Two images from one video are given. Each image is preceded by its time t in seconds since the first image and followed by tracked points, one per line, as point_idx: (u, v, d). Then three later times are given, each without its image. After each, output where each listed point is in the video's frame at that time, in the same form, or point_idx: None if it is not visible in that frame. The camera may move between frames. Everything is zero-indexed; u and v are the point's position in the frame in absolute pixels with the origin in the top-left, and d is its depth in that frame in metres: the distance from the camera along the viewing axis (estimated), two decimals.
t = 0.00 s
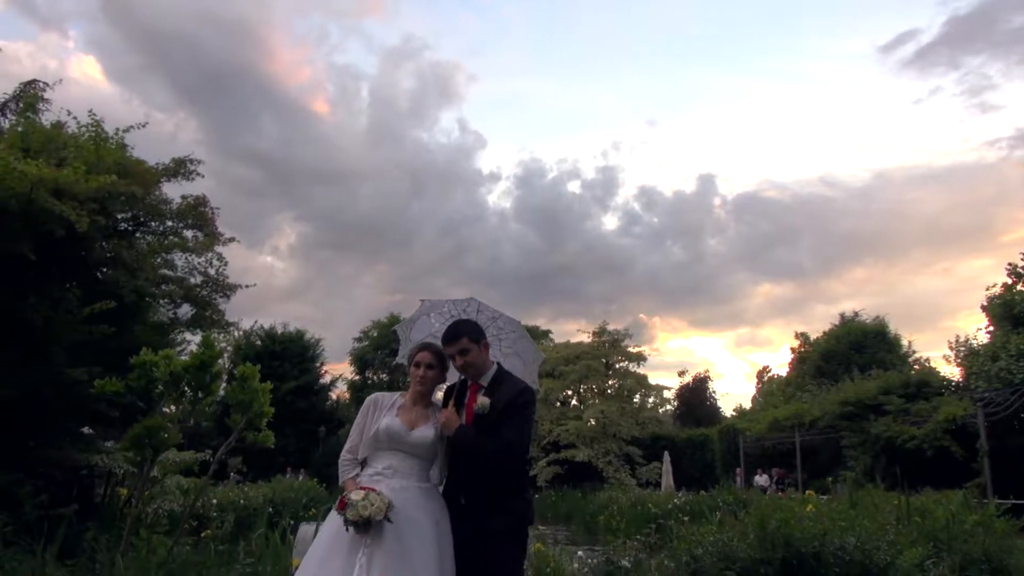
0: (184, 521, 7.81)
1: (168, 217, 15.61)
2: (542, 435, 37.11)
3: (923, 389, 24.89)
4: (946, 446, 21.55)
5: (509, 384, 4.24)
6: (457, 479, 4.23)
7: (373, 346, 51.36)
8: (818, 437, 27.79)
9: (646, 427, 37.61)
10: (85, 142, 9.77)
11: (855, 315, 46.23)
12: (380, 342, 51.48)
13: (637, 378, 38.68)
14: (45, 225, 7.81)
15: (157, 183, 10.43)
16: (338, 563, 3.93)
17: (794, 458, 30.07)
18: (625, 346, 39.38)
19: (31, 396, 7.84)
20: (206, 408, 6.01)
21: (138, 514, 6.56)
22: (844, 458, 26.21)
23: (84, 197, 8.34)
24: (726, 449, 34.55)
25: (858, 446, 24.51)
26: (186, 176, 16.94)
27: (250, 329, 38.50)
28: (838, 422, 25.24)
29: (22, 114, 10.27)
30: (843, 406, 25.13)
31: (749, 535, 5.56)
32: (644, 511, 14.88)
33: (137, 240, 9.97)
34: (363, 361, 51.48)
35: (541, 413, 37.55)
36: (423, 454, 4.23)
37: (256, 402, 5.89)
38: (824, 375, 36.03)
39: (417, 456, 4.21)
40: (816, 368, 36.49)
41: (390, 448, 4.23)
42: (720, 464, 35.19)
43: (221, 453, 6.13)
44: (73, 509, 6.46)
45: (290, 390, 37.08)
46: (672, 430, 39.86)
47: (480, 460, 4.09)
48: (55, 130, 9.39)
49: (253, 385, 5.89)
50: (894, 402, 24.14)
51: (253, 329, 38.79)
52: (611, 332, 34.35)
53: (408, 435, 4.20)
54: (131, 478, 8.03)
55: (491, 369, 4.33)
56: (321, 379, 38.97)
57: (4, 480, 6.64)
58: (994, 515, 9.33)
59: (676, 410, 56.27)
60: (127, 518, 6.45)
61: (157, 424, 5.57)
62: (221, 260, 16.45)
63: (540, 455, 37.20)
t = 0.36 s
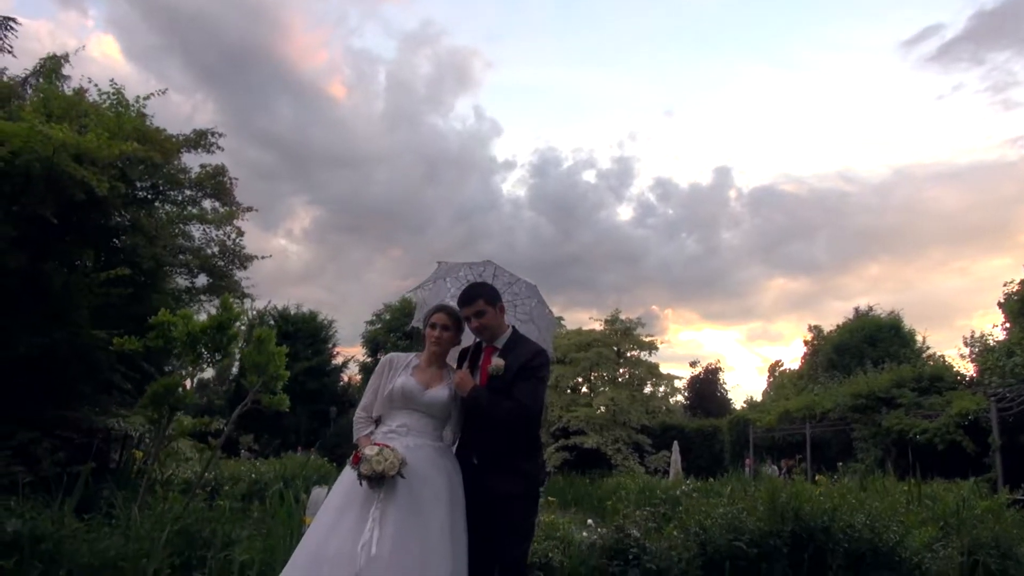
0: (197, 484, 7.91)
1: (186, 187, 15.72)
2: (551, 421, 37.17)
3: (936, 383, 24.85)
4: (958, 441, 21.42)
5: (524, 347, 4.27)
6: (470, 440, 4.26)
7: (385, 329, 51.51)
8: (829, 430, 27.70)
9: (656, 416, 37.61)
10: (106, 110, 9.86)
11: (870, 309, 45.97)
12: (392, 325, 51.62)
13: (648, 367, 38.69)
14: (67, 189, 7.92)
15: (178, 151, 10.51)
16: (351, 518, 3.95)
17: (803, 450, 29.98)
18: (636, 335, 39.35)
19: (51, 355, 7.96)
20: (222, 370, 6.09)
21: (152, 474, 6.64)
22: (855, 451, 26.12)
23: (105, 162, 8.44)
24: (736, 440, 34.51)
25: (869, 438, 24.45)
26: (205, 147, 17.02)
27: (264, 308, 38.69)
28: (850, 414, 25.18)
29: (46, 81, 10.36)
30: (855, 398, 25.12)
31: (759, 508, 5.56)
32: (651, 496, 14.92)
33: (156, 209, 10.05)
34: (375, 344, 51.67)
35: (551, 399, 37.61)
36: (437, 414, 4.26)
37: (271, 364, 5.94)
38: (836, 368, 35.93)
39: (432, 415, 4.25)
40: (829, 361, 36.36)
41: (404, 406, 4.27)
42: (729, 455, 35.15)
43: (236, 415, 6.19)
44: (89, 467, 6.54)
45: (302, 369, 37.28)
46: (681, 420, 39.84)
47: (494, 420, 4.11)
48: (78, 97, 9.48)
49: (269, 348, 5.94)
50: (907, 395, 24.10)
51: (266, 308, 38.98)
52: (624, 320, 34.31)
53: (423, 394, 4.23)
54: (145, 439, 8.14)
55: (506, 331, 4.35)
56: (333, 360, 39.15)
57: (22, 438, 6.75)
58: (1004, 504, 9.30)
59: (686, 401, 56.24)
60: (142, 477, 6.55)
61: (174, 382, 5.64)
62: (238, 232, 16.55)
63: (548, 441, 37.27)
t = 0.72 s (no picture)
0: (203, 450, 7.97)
1: (197, 157, 15.74)
2: (555, 406, 37.24)
3: (941, 374, 24.83)
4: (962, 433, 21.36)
5: (530, 312, 4.29)
6: (475, 403, 4.29)
7: (392, 311, 51.59)
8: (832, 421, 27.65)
9: (660, 403, 37.64)
10: (118, 79, 9.87)
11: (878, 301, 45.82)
12: (398, 308, 51.70)
13: (653, 354, 38.70)
14: (79, 156, 7.95)
15: (188, 121, 10.51)
16: (357, 476, 3.99)
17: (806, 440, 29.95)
18: (642, 321, 39.32)
19: (61, 321, 8.00)
20: (231, 335, 6.13)
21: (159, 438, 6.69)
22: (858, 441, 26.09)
23: (115, 129, 8.49)
24: (739, 428, 34.53)
25: (872, 428, 24.41)
26: (217, 118, 17.01)
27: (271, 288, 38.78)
28: (854, 404, 25.11)
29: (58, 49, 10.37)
30: (860, 388, 25.02)
31: (761, 482, 5.59)
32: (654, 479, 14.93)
33: (166, 179, 10.09)
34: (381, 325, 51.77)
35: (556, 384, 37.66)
36: (443, 377, 4.28)
37: (279, 329, 5.98)
38: (842, 358, 35.90)
39: (438, 378, 4.27)
40: (835, 352, 36.30)
41: (410, 368, 4.29)
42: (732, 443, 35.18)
43: (243, 380, 6.23)
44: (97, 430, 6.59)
45: (309, 349, 37.42)
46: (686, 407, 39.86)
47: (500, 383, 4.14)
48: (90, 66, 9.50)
49: (277, 313, 5.98)
50: (912, 385, 24.06)
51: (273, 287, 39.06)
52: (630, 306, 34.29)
53: (429, 357, 4.26)
54: (152, 405, 8.20)
55: (513, 297, 4.37)
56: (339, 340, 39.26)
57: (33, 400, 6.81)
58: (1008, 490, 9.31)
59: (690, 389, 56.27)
60: (150, 441, 6.60)
61: (183, 344, 5.68)
62: (249, 203, 16.58)
63: (552, 425, 37.35)
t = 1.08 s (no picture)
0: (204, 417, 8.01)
1: (200, 126, 15.71)
2: (553, 388, 37.40)
3: (939, 361, 24.95)
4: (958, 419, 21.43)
5: (531, 277, 4.31)
6: (476, 366, 4.30)
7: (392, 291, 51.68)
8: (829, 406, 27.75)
9: (658, 387, 37.76)
10: (122, 45, 9.84)
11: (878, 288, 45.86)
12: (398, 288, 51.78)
13: (652, 337, 38.79)
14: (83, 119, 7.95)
15: (192, 89, 10.49)
16: (358, 437, 4.03)
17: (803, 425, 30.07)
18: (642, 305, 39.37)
19: (65, 284, 8.04)
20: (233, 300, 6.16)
21: (160, 403, 6.73)
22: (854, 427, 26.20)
23: (118, 92, 8.48)
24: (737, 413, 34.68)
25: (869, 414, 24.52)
26: (220, 87, 16.96)
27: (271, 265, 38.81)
28: (851, 390, 25.20)
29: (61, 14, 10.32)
30: (858, 374, 25.12)
31: (757, 454, 5.63)
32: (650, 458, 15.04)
33: (167, 146, 10.08)
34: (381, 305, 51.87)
35: (555, 366, 37.78)
36: (444, 340, 4.31)
37: (282, 295, 6.01)
38: (840, 345, 35.98)
39: (439, 341, 4.30)
40: (833, 338, 36.39)
41: (412, 331, 4.31)
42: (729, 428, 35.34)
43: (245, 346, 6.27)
44: (99, 394, 6.62)
45: (308, 327, 37.52)
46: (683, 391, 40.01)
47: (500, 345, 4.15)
48: (93, 31, 9.46)
49: (280, 279, 6.01)
50: (909, 372, 24.18)
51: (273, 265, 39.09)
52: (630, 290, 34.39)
53: (430, 320, 4.27)
54: (154, 371, 8.24)
55: (514, 262, 4.38)
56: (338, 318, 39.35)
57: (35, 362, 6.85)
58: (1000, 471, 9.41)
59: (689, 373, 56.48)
60: (151, 406, 6.63)
61: (186, 306, 5.72)
62: (251, 175, 16.57)
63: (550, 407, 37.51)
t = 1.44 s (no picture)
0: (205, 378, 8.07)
1: (201, 90, 15.64)
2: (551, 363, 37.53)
3: (936, 341, 25.03)
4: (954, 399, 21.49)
5: (534, 235, 4.33)
6: (478, 322, 4.34)
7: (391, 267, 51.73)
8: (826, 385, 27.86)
9: (656, 364, 37.89)
10: (124, 7, 9.79)
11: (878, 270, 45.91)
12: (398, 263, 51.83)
13: (651, 315, 38.85)
14: (83, 78, 7.94)
15: (194, 52, 10.43)
16: (359, 389, 4.08)
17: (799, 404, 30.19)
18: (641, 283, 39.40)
19: (66, 245, 8.07)
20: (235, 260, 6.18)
21: (162, 361, 6.78)
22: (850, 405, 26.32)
23: (119, 53, 8.44)
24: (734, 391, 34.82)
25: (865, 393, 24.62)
26: (223, 52, 16.87)
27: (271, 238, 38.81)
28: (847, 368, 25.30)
29: None
30: (855, 352, 25.21)
31: (754, 418, 5.70)
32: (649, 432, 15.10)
33: (168, 110, 10.05)
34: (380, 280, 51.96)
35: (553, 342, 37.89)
36: (446, 297, 4.34)
37: (284, 256, 6.04)
38: (838, 325, 36.06)
39: (442, 296, 4.34)
40: (831, 318, 36.46)
41: (414, 287, 4.35)
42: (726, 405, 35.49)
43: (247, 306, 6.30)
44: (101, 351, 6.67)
45: (308, 301, 37.58)
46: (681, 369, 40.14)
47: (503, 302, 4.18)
48: None
49: (282, 239, 6.03)
50: (906, 351, 24.26)
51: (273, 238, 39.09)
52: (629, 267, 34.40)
53: (433, 276, 4.31)
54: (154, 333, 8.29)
55: (518, 220, 4.40)
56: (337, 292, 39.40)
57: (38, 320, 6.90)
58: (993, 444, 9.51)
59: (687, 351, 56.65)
60: (153, 364, 6.68)
61: (187, 265, 5.75)
62: (253, 140, 16.53)
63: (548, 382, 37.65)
